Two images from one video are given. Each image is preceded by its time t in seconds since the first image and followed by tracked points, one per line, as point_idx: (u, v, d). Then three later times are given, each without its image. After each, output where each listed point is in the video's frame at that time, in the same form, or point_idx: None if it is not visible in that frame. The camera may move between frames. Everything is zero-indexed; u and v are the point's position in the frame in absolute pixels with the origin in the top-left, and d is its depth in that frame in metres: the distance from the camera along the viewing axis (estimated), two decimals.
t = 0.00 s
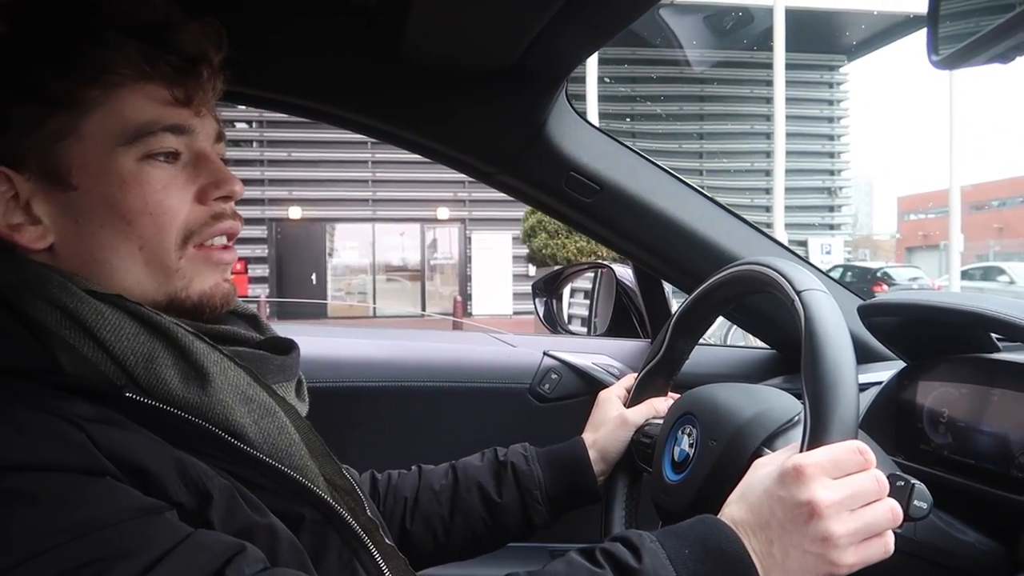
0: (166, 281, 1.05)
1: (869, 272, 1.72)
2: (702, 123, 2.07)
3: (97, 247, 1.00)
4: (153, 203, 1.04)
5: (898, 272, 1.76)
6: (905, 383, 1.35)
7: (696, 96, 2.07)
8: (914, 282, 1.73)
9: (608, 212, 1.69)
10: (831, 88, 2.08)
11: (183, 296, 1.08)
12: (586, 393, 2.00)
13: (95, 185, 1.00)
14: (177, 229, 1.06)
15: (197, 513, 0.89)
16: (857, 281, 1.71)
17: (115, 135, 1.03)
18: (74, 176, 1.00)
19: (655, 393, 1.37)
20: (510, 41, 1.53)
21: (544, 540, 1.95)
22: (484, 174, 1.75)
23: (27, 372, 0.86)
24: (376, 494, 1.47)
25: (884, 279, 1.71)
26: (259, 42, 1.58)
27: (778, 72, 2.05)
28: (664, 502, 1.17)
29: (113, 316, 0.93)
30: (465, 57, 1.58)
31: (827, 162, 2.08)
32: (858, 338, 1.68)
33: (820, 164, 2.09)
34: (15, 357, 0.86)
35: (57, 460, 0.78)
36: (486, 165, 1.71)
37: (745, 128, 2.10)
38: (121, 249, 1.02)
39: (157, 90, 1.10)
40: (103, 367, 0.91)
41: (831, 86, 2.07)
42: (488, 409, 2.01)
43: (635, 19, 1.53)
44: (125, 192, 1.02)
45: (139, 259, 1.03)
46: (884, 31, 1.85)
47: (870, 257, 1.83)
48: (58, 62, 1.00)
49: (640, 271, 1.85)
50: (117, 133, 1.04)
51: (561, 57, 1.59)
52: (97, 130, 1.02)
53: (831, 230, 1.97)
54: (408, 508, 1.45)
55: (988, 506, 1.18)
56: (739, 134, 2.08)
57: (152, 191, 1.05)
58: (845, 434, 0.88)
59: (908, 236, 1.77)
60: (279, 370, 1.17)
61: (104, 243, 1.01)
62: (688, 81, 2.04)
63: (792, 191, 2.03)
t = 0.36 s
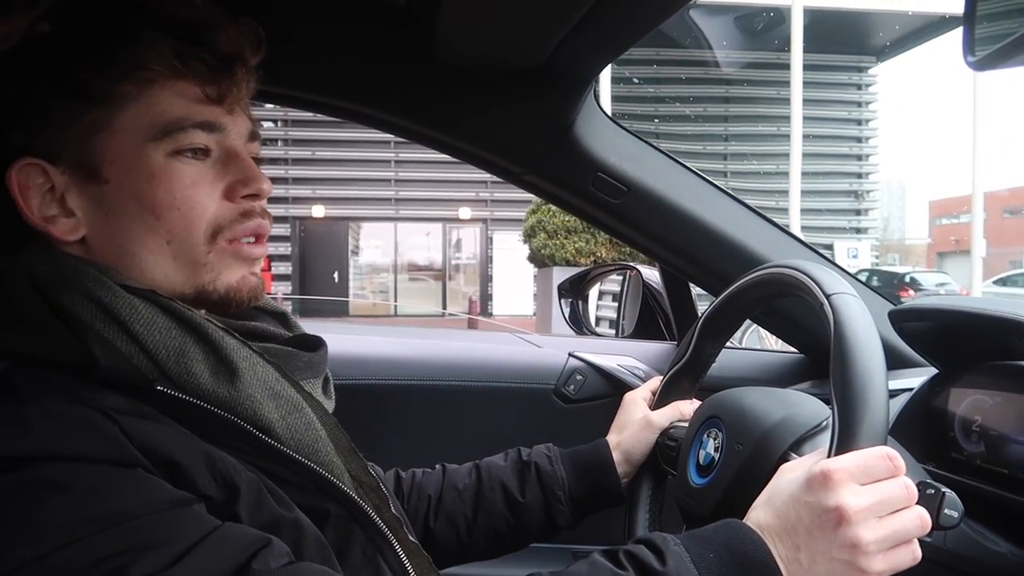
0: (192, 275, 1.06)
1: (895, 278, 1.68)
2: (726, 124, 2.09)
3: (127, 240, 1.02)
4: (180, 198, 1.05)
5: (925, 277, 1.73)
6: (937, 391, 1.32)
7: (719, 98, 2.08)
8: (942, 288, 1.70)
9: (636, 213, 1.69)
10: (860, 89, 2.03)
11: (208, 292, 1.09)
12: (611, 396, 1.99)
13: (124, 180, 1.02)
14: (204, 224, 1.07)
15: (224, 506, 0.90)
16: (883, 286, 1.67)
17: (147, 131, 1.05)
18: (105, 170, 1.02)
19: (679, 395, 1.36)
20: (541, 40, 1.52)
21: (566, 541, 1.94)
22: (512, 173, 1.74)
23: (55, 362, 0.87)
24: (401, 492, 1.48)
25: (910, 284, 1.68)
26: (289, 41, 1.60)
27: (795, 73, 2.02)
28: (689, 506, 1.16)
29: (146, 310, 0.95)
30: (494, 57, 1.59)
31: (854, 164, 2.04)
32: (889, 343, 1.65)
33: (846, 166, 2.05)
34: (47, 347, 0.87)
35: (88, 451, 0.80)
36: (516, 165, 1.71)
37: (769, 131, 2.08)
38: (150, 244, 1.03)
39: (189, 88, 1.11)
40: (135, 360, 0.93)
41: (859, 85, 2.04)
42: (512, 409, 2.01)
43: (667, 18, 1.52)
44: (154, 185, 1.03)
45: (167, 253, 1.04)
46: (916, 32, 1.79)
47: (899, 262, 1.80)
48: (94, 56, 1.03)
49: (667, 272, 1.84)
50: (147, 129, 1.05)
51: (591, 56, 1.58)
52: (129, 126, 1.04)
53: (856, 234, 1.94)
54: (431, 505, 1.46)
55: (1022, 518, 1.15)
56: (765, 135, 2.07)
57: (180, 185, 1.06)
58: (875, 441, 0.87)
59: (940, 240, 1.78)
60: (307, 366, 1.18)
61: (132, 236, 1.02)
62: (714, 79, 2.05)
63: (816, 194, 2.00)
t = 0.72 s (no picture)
0: (202, 276, 1.06)
1: (915, 282, 1.66)
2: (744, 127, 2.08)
3: (140, 241, 1.03)
4: (191, 199, 1.06)
5: (948, 281, 1.71)
6: (962, 396, 1.31)
7: (736, 100, 2.06)
8: (964, 292, 1.68)
9: (657, 215, 1.68)
10: (884, 89, 2.06)
11: (219, 294, 1.09)
12: (630, 398, 1.98)
13: (138, 181, 1.04)
14: (214, 225, 1.07)
15: (246, 502, 0.91)
16: (904, 289, 1.66)
17: (160, 133, 1.06)
18: (119, 171, 1.03)
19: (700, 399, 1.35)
20: (561, 41, 1.52)
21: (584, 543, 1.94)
22: (531, 175, 1.75)
23: (77, 359, 0.88)
24: (416, 485, 1.48)
25: (931, 289, 1.65)
26: (308, 42, 1.61)
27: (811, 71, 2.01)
28: (709, 510, 1.15)
29: (170, 310, 0.96)
30: (512, 59, 1.60)
31: (876, 166, 2.05)
32: (912, 348, 1.63)
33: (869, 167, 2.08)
34: (70, 342, 0.88)
35: (112, 446, 0.80)
36: (535, 167, 1.72)
37: (788, 132, 2.08)
38: (163, 244, 1.04)
39: (202, 90, 1.11)
40: (159, 358, 0.93)
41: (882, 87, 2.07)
42: (530, 411, 2.01)
43: (688, 19, 1.52)
44: (166, 186, 1.04)
45: (178, 253, 1.04)
46: (937, 35, 1.81)
47: (922, 266, 1.75)
48: (113, 65, 1.05)
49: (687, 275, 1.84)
50: (159, 130, 1.06)
51: (612, 56, 1.58)
52: (143, 129, 1.05)
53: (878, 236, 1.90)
54: (449, 496, 1.46)
55: None
56: (781, 136, 2.08)
57: (190, 187, 1.06)
58: (903, 446, 0.86)
59: (964, 244, 1.73)
60: (325, 366, 1.18)
61: (143, 235, 1.03)
62: (733, 80, 2.02)
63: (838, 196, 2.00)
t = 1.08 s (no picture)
0: (202, 285, 1.06)
1: (927, 283, 1.66)
2: (754, 128, 2.04)
3: (144, 244, 1.04)
4: (196, 207, 1.06)
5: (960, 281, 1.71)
6: (977, 397, 1.30)
7: (747, 100, 2.03)
8: (976, 292, 1.69)
9: (664, 215, 1.68)
10: (891, 89, 2.02)
11: (218, 304, 1.08)
12: (642, 398, 1.98)
13: (145, 184, 1.04)
14: (218, 235, 1.07)
15: (249, 500, 0.91)
16: (916, 289, 1.66)
17: (174, 139, 1.06)
18: (130, 174, 1.04)
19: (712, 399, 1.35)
20: (572, 40, 1.53)
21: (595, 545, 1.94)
22: (543, 177, 1.75)
23: (81, 361, 0.88)
24: (429, 471, 1.48)
25: (944, 289, 1.65)
26: (319, 44, 1.61)
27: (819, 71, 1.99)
28: (722, 511, 1.15)
29: (171, 313, 0.96)
30: (524, 60, 1.60)
31: (887, 166, 2.02)
32: (926, 347, 1.62)
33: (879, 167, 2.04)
34: (74, 346, 0.88)
35: (118, 445, 0.81)
36: (546, 169, 1.72)
37: (799, 133, 2.03)
38: (166, 249, 1.04)
39: (220, 101, 1.12)
40: (160, 361, 0.94)
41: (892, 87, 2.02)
42: (541, 412, 2.01)
43: (699, 19, 1.52)
44: (175, 192, 1.05)
45: (179, 260, 1.05)
46: (947, 34, 1.81)
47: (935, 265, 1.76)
48: (133, 70, 1.06)
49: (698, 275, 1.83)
50: (174, 138, 1.07)
51: (621, 59, 1.59)
52: (156, 137, 1.05)
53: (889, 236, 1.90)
54: (463, 485, 1.46)
55: None
56: (792, 138, 2.04)
57: (197, 195, 1.06)
58: (916, 443, 0.86)
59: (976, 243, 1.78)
60: (326, 367, 1.18)
61: (146, 241, 1.04)
62: (742, 80, 1.99)
63: (847, 196, 1.98)
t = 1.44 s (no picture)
0: (230, 287, 1.06)
1: (936, 279, 1.66)
2: (761, 126, 2.04)
3: (174, 243, 1.04)
4: (229, 211, 1.06)
5: (969, 279, 1.73)
6: (986, 397, 1.29)
7: (755, 97, 2.02)
8: (986, 290, 1.70)
9: (674, 213, 1.67)
10: (900, 87, 1.97)
11: (245, 305, 1.09)
12: (650, 397, 1.97)
13: (180, 187, 1.04)
14: (250, 240, 1.07)
15: (259, 496, 0.92)
16: (925, 287, 1.65)
17: (207, 144, 1.07)
18: (164, 176, 1.04)
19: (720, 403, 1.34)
20: (582, 38, 1.53)
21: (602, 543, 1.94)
22: (551, 175, 1.74)
23: (97, 358, 0.89)
24: (437, 476, 1.48)
25: (952, 288, 1.65)
26: (329, 44, 1.62)
27: (828, 71, 1.97)
28: (729, 510, 1.15)
29: (184, 312, 0.96)
30: (536, 59, 1.61)
31: (895, 164, 2.01)
32: (936, 347, 1.61)
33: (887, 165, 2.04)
34: (90, 344, 0.89)
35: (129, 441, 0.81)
36: (553, 167, 1.71)
37: (808, 130, 2.03)
38: (195, 249, 1.04)
39: (254, 107, 1.12)
40: (173, 360, 0.94)
41: (902, 84, 1.98)
42: (548, 410, 2.01)
43: (709, 17, 1.51)
44: (207, 195, 1.05)
45: (210, 262, 1.05)
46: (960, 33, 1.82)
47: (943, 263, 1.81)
48: (160, 71, 1.06)
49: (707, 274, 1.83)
50: (208, 142, 1.07)
51: (633, 58, 1.59)
52: (191, 139, 1.06)
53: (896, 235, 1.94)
54: (469, 490, 1.46)
55: None
56: (801, 136, 2.03)
57: (231, 199, 1.06)
58: (925, 443, 0.86)
59: (985, 243, 1.74)
60: (336, 367, 1.18)
61: (178, 241, 1.04)
62: (751, 78, 2.00)
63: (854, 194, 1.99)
